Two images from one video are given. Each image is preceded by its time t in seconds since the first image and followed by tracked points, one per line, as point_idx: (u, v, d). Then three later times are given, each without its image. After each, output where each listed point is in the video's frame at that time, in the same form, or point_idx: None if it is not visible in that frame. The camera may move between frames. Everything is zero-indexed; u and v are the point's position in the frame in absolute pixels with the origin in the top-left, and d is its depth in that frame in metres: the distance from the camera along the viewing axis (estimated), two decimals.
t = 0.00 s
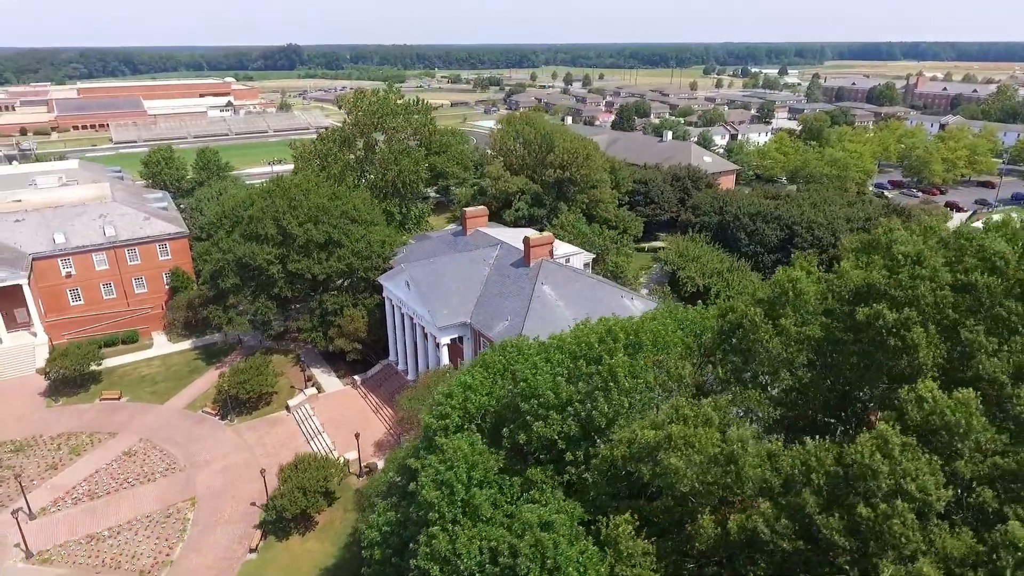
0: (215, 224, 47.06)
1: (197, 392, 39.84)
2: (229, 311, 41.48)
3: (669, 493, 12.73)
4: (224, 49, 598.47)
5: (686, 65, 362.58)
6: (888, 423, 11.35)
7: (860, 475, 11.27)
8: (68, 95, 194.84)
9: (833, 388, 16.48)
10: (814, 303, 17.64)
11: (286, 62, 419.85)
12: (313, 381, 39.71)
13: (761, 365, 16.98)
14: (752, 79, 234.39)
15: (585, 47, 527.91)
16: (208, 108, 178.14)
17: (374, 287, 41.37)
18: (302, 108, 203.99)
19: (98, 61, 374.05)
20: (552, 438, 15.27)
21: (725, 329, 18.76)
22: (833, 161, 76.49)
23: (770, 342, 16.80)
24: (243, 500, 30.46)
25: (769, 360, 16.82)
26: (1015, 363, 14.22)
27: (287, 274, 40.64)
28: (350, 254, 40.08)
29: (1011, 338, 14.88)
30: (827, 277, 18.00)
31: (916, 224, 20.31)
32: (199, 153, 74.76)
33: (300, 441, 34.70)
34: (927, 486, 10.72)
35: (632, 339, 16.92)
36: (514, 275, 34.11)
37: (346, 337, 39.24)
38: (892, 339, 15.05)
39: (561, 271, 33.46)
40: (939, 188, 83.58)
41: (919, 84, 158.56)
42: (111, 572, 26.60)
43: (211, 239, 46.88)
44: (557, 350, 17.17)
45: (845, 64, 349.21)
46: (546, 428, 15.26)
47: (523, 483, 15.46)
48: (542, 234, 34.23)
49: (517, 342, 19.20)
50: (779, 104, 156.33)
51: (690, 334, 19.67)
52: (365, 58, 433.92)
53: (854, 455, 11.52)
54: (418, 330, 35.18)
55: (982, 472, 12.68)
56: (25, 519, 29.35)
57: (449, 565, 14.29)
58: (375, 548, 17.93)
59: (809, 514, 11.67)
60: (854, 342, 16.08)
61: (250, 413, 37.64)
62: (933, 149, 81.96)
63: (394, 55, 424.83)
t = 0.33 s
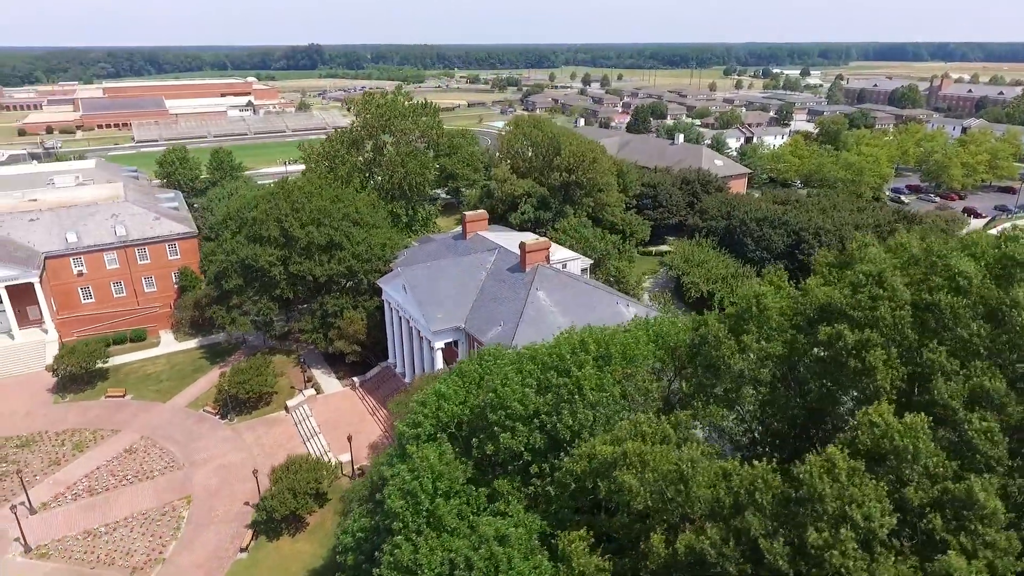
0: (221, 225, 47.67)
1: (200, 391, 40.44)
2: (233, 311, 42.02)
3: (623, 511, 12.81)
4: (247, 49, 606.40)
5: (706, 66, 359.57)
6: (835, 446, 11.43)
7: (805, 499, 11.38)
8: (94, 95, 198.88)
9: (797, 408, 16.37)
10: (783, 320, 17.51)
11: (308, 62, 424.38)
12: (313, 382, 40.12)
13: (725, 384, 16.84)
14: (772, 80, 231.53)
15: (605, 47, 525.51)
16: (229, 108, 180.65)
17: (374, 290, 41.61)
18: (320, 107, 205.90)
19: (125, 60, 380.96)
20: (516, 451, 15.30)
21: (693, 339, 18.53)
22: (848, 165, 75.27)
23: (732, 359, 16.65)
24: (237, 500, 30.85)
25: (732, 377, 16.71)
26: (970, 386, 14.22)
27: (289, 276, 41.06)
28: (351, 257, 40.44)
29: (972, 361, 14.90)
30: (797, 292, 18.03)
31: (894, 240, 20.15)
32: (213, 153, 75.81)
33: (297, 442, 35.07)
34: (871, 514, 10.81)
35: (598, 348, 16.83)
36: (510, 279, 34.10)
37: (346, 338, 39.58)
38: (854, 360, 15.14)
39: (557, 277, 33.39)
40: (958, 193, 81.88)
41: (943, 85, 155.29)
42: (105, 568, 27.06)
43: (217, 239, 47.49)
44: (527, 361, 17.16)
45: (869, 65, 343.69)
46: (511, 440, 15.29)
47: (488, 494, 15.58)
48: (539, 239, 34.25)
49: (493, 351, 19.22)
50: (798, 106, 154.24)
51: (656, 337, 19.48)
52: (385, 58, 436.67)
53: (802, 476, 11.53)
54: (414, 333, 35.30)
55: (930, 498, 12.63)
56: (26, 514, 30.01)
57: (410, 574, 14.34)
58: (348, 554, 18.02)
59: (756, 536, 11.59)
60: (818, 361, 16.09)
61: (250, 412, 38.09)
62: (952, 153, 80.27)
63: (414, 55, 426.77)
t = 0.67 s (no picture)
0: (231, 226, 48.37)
1: (205, 389, 41.13)
2: (238, 311, 42.61)
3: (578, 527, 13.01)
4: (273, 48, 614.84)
5: (729, 66, 355.71)
6: (786, 470, 11.73)
7: (750, 522, 11.48)
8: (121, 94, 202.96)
9: (765, 425, 16.34)
10: (750, 336, 17.34)
11: (331, 62, 428.66)
12: (315, 382, 40.58)
13: (691, 401, 16.74)
14: (796, 81, 228.01)
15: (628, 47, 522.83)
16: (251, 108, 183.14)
17: (377, 292, 41.93)
18: (340, 107, 207.82)
19: (154, 60, 388.45)
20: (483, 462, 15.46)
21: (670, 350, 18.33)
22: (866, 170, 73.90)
23: (696, 376, 16.45)
24: (234, 498, 31.34)
25: (695, 397, 16.67)
26: (925, 410, 14.35)
27: (293, 278, 41.58)
28: (354, 259, 40.81)
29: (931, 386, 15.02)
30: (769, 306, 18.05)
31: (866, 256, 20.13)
32: (230, 153, 76.93)
33: (296, 441, 35.51)
34: (812, 538, 10.94)
35: (568, 359, 16.96)
36: (507, 284, 34.13)
37: (348, 340, 39.97)
38: (814, 381, 15.19)
39: (554, 282, 33.31)
40: (981, 199, 79.93)
41: (972, 87, 151.49)
42: (103, 562, 27.65)
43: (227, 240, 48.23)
44: (501, 370, 17.24)
45: (897, 66, 336.91)
46: (479, 450, 15.42)
47: (457, 503, 15.77)
48: (537, 244, 34.23)
49: (472, 358, 19.29)
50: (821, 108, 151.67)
51: (623, 343, 19.13)
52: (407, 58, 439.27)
53: (749, 498, 11.74)
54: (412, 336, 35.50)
55: (879, 525, 12.65)
56: (30, 507, 30.81)
57: None
58: (324, 558, 18.23)
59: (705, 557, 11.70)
60: (784, 379, 16.18)
61: (252, 411, 38.63)
62: (976, 158, 78.31)
63: (436, 55, 428.44)
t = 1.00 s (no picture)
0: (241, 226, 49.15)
1: (212, 388, 41.85)
2: (245, 311, 43.18)
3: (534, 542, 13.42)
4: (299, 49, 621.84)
5: (753, 67, 351.56)
6: (734, 493, 12.05)
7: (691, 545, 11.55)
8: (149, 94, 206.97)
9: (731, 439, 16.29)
10: (712, 352, 16.96)
11: (355, 62, 432.67)
12: (318, 383, 41.06)
13: (655, 416, 15.95)
14: (820, 82, 224.56)
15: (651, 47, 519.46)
16: (273, 108, 185.62)
17: (381, 294, 42.28)
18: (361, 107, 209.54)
19: (182, 59, 395.12)
20: (452, 471, 15.68)
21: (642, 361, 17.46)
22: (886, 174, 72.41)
23: (660, 393, 15.83)
24: (232, 496, 31.82)
25: (660, 412, 15.85)
26: (879, 433, 14.39)
27: (299, 279, 42.16)
28: (358, 261, 41.22)
29: (890, 408, 15.20)
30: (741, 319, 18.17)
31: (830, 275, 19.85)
32: (247, 153, 78.03)
33: (297, 441, 35.98)
34: (751, 561, 11.25)
35: (541, 369, 17.30)
36: (506, 289, 34.12)
37: (351, 341, 40.42)
38: (772, 402, 15.24)
39: (553, 287, 33.19)
40: (1005, 205, 77.93)
41: (1003, 90, 147.60)
42: (103, 556, 28.28)
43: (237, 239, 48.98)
44: (477, 379, 17.46)
45: (926, 67, 330.07)
46: (449, 460, 15.64)
47: (427, 511, 15.86)
48: (536, 249, 34.21)
49: (453, 366, 19.51)
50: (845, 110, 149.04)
51: (597, 354, 18.62)
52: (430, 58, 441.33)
53: (693, 522, 11.75)
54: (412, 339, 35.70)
55: (824, 553, 12.65)
56: (37, 500, 31.65)
57: None
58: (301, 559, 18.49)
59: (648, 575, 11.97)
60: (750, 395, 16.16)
61: (256, 410, 39.21)
62: (1001, 163, 76.34)
63: (458, 56, 429.67)
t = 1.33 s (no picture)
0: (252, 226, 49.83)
1: (218, 385, 42.54)
2: (252, 310, 43.74)
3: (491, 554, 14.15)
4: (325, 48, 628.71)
5: (780, 68, 346.47)
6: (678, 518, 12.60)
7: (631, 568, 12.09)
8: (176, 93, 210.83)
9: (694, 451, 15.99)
10: (678, 367, 16.76)
11: (380, 61, 435.84)
12: (322, 382, 41.51)
13: (619, 430, 16.01)
14: (848, 83, 220.46)
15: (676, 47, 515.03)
16: (296, 108, 187.83)
17: (385, 295, 42.56)
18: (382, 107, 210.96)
19: (211, 58, 402.04)
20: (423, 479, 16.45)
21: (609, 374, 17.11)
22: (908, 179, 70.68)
23: (622, 407, 15.96)
24: (230, 494, 32.30)
25: (623, 426, 15.92)
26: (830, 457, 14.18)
27: (304, 279, 42.58)
28: (363, 262, 41.54)
29: (839, 428, 15.33)
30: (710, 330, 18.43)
31: (798, 292, 20.61)
32: (264, 153, 79.04)
33: (297, 439, 36.46)
34: None
35: (513, 378, 17.88)
36: (505, 292, 34.10)
37: (354, 341, 40.75)
38: (728, 420, 15.20)
39: (551, 292, 33.07)
40: None
41: None
42: (103, 549, 28.91)
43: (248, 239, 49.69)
44: (452, 387, 18.12)
45: (959, 68, 321.86)
46: (420, 468, 16.39)
47: (398, 517, 16.54)
48: (536, 253, 34.14)
49: (433, 371, 20.01)
50: (871, 112, 145.88)
51: (572, 365, 18.93)
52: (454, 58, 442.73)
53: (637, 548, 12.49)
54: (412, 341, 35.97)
55: None
56: (44, 492, 32.50)
57: None
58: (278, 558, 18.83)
59: None
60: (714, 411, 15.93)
61: (259, 408, 39.75)
62: None
63: (481, 56, 430.20)
